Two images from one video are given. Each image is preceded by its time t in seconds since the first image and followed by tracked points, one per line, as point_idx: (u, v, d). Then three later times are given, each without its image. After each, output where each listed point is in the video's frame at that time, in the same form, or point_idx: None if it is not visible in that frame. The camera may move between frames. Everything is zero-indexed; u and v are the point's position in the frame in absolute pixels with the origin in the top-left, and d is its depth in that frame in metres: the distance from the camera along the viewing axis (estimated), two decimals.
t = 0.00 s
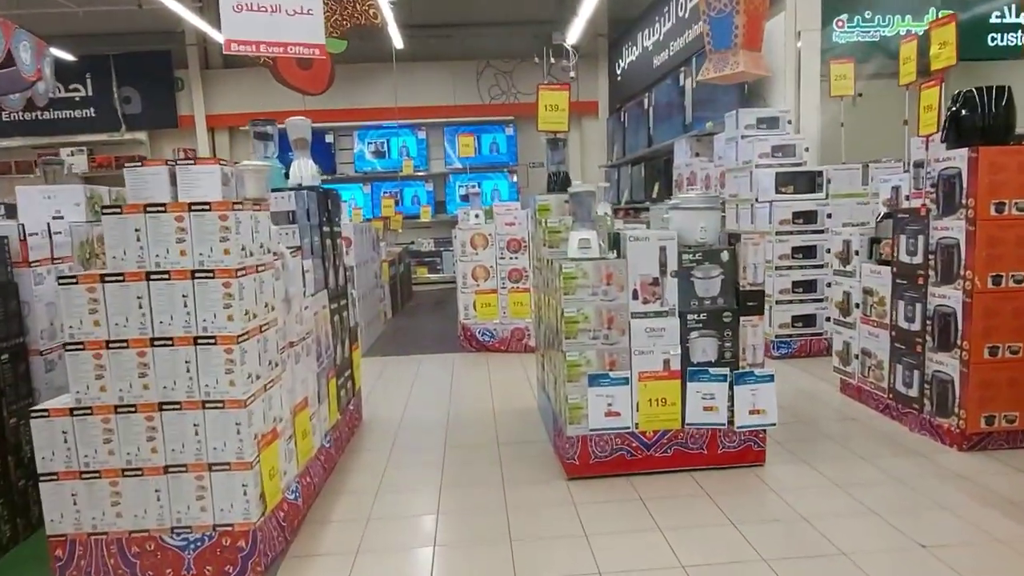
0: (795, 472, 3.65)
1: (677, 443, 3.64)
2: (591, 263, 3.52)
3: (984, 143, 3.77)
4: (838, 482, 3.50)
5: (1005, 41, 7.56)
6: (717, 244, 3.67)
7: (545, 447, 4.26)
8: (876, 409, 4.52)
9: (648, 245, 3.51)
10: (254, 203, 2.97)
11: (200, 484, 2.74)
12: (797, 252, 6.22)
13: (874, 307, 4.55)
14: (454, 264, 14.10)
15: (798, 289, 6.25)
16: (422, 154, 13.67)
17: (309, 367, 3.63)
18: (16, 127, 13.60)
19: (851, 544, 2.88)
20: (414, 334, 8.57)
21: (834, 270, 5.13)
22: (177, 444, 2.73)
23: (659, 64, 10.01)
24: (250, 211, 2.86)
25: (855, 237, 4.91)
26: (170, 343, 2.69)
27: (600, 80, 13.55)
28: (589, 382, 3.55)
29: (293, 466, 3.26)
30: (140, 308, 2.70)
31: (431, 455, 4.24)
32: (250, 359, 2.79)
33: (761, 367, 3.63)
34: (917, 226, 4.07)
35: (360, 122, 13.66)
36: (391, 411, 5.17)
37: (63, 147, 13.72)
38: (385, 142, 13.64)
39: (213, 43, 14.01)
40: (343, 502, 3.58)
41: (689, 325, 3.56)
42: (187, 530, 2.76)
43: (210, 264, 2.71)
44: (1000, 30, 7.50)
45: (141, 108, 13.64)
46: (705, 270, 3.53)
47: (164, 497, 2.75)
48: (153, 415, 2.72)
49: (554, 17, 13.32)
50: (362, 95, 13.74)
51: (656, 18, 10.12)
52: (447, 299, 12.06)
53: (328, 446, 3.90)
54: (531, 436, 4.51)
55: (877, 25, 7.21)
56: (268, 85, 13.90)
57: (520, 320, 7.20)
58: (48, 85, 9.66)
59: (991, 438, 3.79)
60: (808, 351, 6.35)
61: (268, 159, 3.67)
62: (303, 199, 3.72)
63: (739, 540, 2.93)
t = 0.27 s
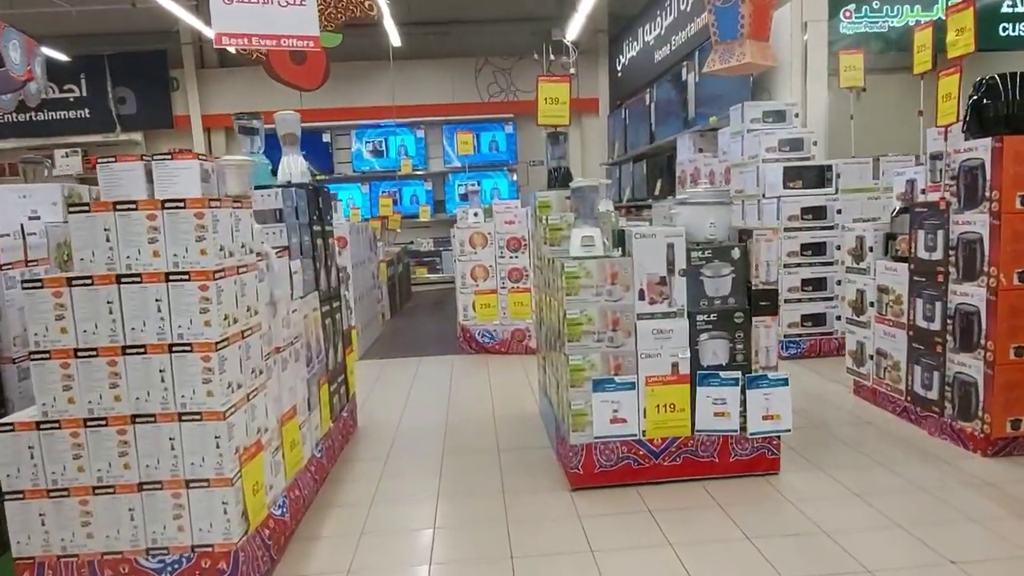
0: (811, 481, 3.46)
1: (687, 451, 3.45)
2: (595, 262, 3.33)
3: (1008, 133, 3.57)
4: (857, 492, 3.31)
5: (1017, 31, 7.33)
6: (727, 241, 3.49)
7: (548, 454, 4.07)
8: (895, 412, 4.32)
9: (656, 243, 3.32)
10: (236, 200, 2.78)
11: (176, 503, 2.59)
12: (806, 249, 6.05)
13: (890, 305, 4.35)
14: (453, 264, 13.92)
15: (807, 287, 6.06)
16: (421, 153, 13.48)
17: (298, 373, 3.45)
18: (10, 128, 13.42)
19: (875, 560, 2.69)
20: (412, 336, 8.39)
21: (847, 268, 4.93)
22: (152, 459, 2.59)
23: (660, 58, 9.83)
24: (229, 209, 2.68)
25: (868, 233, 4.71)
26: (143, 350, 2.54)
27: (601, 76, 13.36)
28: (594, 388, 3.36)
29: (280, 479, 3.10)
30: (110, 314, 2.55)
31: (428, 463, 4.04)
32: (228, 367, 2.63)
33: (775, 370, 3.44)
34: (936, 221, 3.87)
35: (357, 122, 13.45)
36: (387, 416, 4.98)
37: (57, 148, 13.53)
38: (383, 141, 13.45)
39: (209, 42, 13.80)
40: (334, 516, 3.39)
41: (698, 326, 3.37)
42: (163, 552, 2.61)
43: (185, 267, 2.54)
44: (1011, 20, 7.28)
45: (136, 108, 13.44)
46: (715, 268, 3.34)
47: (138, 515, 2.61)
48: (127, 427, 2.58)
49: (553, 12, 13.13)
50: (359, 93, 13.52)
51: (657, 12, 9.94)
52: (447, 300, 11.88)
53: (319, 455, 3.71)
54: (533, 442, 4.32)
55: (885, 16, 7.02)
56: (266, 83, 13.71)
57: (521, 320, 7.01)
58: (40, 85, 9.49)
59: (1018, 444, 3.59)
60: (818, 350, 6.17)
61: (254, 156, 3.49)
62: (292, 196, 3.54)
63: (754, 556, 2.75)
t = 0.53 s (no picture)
0: (831, 495, 3.27)
1: (698, 464, 3.27)
2: (599, 265, 3.14)
3: None
4: (881, 507, 3.12)
5: None
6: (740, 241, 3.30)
7: (552, 466, 3.89)
8: (918, 420, 4.17)
9: (665, 244, 3.13)
10: (214, 203, 2.55)
11: (154, 530, 2.39)
12: (820, 247, 5.95)
13: (910, 308, 4.19)
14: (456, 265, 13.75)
15: (821, 287, 5.94)
16: (422, 153, 13.29)
17: (287, 384, 3.25)
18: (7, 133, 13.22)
19: None
20: (414, 339, 8.20)
21: (864, 267, 4.77)
22: (126, 482, 2.39)
23: (665, 54, 9.62)
24: (207, 213, 2.44)
25: (886, 231, 4.54)
26: (115, 365, 2.33)
27: (604, 73, 13.15)
28: (598, 398, 3.17)
29: (268, 498, 2.90)
30: (79, 328, 2.35)
31: (426, 476, 3.86)
32: (208, 383, 2.41)
33: (792, 378, 3.26)
34: (960, 217, 3.69)
35: (356, 123, 13.21)
36: (385, 425, 4.80)
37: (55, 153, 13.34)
38: (384, 142, 13.29)
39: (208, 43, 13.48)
40: (327, 535, 3.21)
41: (710, 332, 3.18)
42: None
43: (158, 276, 2.32)
44: None
45: (136, 111, 13.15)
46: (727, 270, 3.16)
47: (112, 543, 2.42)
48: (99, 448, 2.39)
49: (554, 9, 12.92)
50: (359, 93, 13.36)
51: (660, 7, 9.73)
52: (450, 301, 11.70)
53: (312, 470, 3.52)
54: (537, 452, 4.14)
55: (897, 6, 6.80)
56: (265, 83, 13.44)
57: (523, 323, 6.83)
58: (37, 90, 9.31)
59: None
60: (830, 353, 6.05)
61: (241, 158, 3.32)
62: (280, 197, 3.36)
63: None
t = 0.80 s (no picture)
0: (857, 513, 3.08)
1: (715, 479, 3.08)
2: (610, 268, 2.95)
3: None
4: (914, 526, 2.93)
5: None
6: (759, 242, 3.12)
7: (560, 478, 3.70)
8: (947, 426, 4.09)
9: (680, 246, 2.94)
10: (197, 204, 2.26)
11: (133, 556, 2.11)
12: (840, 246, 5.80)
13: (939, 310, 4.12)
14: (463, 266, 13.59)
15: (841, 288, 5.82)
16: (428, 152, 13.12)
17: (281, 394, 2.99)
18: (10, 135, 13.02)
19: None
20: (420, 343, 8.03)
21: (890, 266, 4.61)
22: (102, 504, 2.11)
23: (674, 49, 9.40)
24: (188, 214, 2.16)
25: (911, 228, 4.35)
26: (89, 381, 2.04)
27: (612, 70, 12.93)
28: (608, 409, 2.99)
29: (259, 515, 2.63)
30: (49, 339, 2.07)
31: (429, 490, 3.67)
32: (189, 396, 2.12)
33: (817, 388, 3.09)
34: (995, 214, 3.62)
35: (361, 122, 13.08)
36: (387, 433, 4.62)
37: (60, 156, 13.15)
38: (389, 142, 13.11)
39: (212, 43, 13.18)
40: (322, 555, 3.02)
41: (728, 338, 3.00)
42: None
43: (133, 283, 2.03)
44: None
45: (141, 114, 12.98)
46: (746, 272, 2.98)
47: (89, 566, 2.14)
48: (73, 468, 2.11)
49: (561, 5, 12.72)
50: (365, 92, 13.25)
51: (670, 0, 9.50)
52: (457, 303, 11.52)
53: (309, 484, 3.28)
54: (545, 463, 3.95)
55: None
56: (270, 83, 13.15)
57: (531, 326, 6.62)
58: (41, 91, 8.95)
59: None
60: (849, 356, 5.95)
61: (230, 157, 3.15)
62: (275, 198, 3.20)
63: None
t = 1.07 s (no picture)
0: (885, 532, 2.87)
1: (732, 495, 2.88)
2: (619, 269, 2.77)
3: None
4: (946, 548, 2.73)
5: None
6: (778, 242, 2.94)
7: (567, 491, 3.51)
8: (975, 437, 3.88)
9: (694, 246, 2.76)
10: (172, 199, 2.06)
11: None
12: (858, 247, 5.60)
13: (967, 314, 3.91)
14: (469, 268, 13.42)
15: (859, 291, 5.64)
16: (434, 153, 12.94)
17: (270, 403, 2.76)
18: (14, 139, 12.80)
19: None
20: (424, 346, 7.86)
21: (912, 268, 4.40)
22: (66, 525, 1.89)
23: (685, 47, 9.20)
24: (160, 210, 1.95)
25: (936, 228, 4.14)
26: (49, 392, 1.83)
27: (620, 70, 12.74)
28: (618, 420, 2.80)
29: (243, 534, 2.39)
30: (7, 344, 1.85)
31: (429, 502, 3.47)
32: (161, 408, 1.90)
33: (841, 398, 2.90)
34: None
35: (361, 123, 12.88)
36: (387, 441, 4.43)
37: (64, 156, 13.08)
38: (395, 142, 12.95)
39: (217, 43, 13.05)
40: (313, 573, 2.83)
41: (746, 344, 2.81)
42: None
43: (98, 284, 1.81)
44: None
45: (145, 115, 12.90)
46: (765, 273, 2.79)
47: None
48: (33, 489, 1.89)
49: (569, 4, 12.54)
50: (371, 93, 13.10)
51: None
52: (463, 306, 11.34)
53: (301, 498, 3.08)
54: (551, 474, 3.77)
55: None
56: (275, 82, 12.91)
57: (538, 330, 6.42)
58: (42, 91, 8.55)
59: None
60: (865, 362, 5.76)
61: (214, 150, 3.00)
62: (266, 195, 3.03)
63: None
